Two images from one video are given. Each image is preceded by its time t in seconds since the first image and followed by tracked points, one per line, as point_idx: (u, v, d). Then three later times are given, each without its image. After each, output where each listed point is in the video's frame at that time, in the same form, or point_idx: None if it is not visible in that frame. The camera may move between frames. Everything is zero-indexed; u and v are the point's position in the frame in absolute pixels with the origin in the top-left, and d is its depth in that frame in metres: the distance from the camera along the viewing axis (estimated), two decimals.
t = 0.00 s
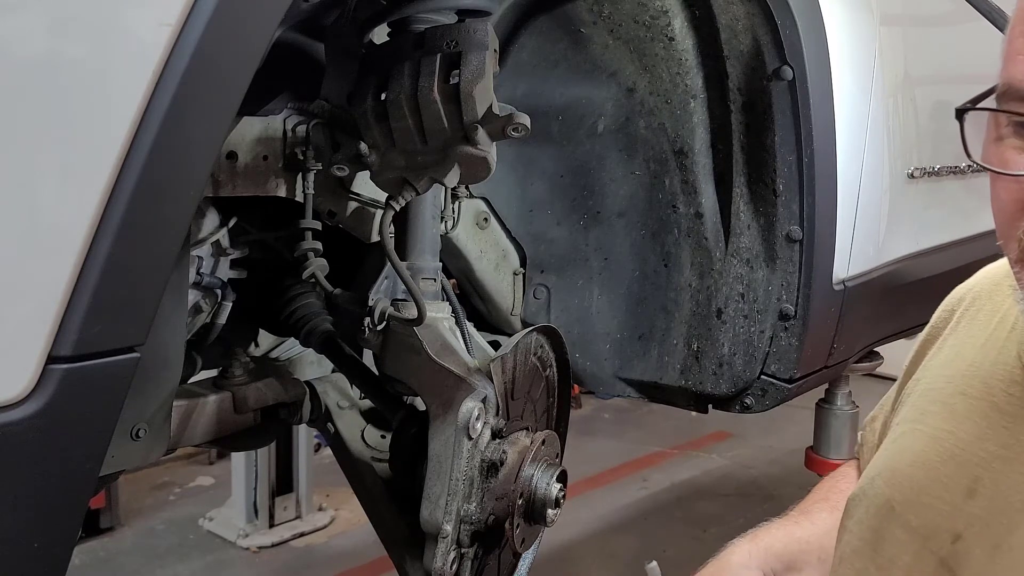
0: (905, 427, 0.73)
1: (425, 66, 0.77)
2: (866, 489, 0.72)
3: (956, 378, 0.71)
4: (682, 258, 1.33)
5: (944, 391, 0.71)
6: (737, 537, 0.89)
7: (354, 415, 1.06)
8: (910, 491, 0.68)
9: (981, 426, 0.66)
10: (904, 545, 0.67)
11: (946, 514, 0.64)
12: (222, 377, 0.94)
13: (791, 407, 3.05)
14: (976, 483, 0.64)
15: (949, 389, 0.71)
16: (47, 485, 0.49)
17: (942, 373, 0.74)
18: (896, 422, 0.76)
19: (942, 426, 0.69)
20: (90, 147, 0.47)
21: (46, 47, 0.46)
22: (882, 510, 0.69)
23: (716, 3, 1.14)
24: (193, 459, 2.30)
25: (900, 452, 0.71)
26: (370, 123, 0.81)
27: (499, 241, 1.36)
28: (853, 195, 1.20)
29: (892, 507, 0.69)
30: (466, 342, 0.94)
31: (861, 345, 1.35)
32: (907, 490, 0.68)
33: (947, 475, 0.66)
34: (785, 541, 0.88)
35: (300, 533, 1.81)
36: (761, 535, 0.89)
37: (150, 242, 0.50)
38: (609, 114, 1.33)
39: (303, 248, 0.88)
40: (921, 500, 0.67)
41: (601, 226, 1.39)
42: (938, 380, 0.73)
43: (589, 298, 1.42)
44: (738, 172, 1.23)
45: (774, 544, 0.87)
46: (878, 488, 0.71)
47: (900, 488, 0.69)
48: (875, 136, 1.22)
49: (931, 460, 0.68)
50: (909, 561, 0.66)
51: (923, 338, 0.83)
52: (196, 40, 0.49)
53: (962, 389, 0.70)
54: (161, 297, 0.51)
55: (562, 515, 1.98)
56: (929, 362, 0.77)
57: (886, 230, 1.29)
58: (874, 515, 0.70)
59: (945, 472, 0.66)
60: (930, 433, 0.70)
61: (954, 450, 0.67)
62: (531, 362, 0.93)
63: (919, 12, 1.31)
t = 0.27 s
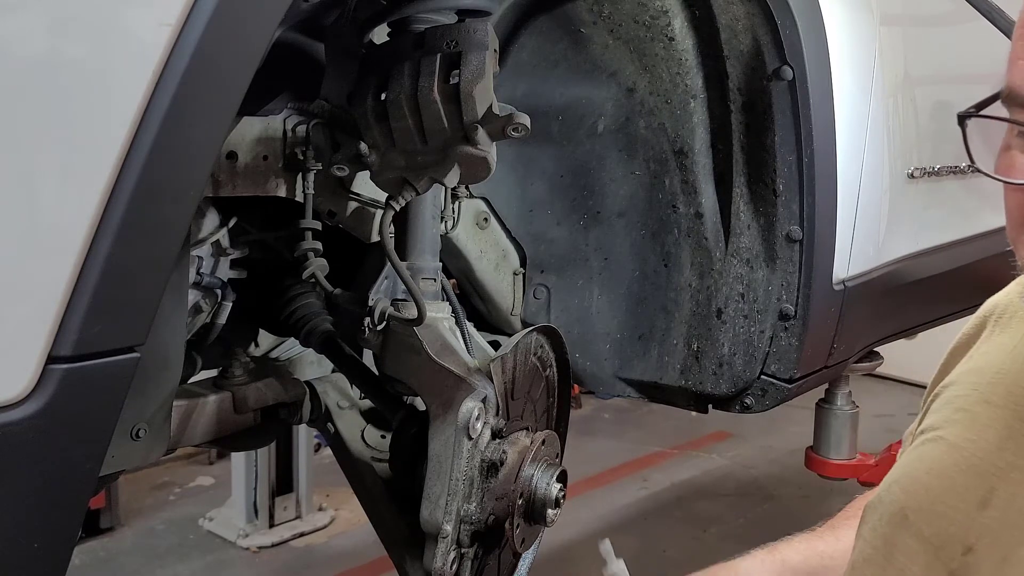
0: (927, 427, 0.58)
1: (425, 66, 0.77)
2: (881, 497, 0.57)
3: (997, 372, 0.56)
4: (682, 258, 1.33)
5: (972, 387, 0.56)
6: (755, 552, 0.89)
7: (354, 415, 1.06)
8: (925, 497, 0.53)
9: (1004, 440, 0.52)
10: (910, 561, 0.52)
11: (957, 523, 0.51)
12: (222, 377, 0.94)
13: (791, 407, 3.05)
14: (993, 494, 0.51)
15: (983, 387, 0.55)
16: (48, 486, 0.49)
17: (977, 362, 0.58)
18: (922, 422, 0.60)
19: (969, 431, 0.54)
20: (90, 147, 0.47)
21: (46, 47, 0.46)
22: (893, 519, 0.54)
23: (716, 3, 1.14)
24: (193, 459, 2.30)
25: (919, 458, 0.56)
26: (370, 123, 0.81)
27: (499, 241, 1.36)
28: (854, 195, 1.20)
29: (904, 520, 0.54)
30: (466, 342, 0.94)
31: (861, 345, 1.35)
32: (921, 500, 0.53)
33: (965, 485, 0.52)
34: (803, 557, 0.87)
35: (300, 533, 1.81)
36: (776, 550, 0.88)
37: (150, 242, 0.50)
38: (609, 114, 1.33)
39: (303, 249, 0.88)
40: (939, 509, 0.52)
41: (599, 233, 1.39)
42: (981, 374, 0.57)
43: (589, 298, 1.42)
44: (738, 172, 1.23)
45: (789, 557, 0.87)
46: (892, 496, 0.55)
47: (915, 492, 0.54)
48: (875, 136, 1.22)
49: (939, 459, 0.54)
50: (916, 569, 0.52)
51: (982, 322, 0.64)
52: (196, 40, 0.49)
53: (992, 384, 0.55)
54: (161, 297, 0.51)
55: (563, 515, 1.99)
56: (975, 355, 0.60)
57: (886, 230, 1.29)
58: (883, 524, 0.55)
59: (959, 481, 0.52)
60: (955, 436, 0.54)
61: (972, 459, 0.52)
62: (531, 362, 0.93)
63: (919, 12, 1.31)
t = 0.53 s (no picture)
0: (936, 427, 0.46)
1: (425, 65, 0.77)
2: (885, 503, 0.46)
3: None
4: (682, 258, 1.33)
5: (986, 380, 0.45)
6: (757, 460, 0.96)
7: (355, 416, 1.06)
8: (931, 504, 0.43)
9: None
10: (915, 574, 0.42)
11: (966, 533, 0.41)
12: (222, 377, 0.94)
13: (791, 408, 3.05)
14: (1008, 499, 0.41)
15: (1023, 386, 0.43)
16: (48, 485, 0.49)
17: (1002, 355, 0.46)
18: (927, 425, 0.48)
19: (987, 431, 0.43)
20: (89, 146, 0.47)
21: (46, 47, 0.46)
22: (895, 529, 0.44)
23: (716, 3, 1.14)
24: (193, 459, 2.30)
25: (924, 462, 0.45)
26: (370, 123, 0.81)
27: (499, 241, 1.36)
28: (853, 195, 1.20)
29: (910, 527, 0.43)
30: (466, 343, 0.94)
31: (861, 345, 1.35)
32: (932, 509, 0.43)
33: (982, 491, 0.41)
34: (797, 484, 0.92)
35: (300, 533, 1.81)
36: (774, 469, 0.95)
37: (150, 242, 0.50)
38: (609, 114, 1.33)
39: (303, 249, 0.88)
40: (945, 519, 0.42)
41: (599, 230, 1.39)
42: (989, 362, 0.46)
43: (589, 297, 1.42)
44: (738, 172, 1.23)
45: (785, 477, 0.93)
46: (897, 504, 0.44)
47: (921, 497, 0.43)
48: (875, 136, 1.22)
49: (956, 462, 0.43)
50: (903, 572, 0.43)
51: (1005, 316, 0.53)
52: (196, 40, 0.49)
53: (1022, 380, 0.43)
54: (161, 296, 0.51)
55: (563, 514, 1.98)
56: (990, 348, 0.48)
57: (886, 230, 1.29)
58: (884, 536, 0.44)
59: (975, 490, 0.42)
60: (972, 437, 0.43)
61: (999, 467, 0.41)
62: (531, 362, 0.93)
63: (920, 12, 1.31)
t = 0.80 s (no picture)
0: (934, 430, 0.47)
1: (425, 66, 0.77)
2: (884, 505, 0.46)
3: None
4: (682, 258, 1.34)
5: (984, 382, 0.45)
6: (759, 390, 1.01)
7: (355, 415, 1.06)
8: (929, 505, 0.43)
9: None
10: None
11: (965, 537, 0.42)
12: (222, 377, 0.94)
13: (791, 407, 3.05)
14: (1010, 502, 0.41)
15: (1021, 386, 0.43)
16: (48, 485, 0.49)
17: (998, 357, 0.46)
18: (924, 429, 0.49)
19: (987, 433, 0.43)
20: (89, 147, 0.47)
21: (46, 47, 0.46)
22: (893, 530, 0.44)
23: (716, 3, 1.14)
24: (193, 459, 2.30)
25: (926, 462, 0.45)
26: (370, 123, 0.81)
27: (499, 241, 1.34)
28: (853, 195, 1.20)
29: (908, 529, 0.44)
30: (466, 343, 0.94)
31: (861, 345, 1.35)
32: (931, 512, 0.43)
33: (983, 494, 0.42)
34: (785, 423, 0.95)
35: (300, 533, 1.81)
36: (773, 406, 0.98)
37: (150, 243, 0.50)
38: (609, 114, 1.33)
39: (303, 249, 0.88)
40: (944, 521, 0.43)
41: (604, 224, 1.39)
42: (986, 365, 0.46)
43: (589, 297, 1.43)
44: (738, 172, 1.23)
45: (783, 416, 0.96)
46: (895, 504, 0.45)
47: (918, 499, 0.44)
48: (875, 136, 1.22)
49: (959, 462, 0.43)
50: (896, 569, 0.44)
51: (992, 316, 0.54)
52: (196, 40, 0.49)
53: None
54: (161, 296, 0.51)
55: (563, 514, 1.99)
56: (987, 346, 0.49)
57: (886, 230, 1.29)
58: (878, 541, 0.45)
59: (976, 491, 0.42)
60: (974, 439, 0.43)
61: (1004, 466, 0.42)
62: (531, 362, 0.93)
63: (920, 12, 1.31)
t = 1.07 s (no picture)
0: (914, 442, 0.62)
1: (425, 66, 0.77)
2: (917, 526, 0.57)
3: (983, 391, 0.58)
4: (682, 258, 1.35)
5: (949, 407, 0.61)
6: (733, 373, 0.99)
7: (354, 415, 1.06)
8: (931, 511, 0.57)
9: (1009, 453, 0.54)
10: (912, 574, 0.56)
11: (963, 539, 0.54)
12: (222, 377, 0.94)
13: (791, 407, 3.05)
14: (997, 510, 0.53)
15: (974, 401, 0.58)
16: (50, 485, 0.49)
17: (953, 383, 0.62)
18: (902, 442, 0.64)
19: (955, 447, 0.58)
20: (90, 147, 0.47)
21: (46, 47, 0.46)
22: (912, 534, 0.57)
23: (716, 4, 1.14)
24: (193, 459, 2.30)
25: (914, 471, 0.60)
26: (370, 123, 0.81)
27: (499, 241, 1.34)
28: (853, 195, 1.20)
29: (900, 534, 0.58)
30: (466, 342, 0.94)
31: (861, 345, 1.35)
32: (916, 517, 0.58)
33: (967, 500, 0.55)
34: (753, 407, 0.95)
35: (300, 532, 1.81)
36: (742, 390, 0.97)
37: (150, 243, 0.50)
38: (609, 114, 1.33)
39: (303, 249, 0.88)
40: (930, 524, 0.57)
41: (605, 223, 1.38)
42: (949, 394, 0.62)
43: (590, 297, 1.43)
44: (738, 172, 1.23)
45: (750, 401, 0.96)
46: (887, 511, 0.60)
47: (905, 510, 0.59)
48: (875, 136, 1.22)
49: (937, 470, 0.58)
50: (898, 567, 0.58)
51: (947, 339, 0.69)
52: (196, 40, 0.49)
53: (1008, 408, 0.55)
54: (161, 296, 0.51)
55: (563, 514, 1.99)
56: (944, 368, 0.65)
57: (886, 230, 1.29)
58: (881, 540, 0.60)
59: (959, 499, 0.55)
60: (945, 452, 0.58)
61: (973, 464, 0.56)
62: (531, 362, 0.93)
63: (920, 12, 1.31)
